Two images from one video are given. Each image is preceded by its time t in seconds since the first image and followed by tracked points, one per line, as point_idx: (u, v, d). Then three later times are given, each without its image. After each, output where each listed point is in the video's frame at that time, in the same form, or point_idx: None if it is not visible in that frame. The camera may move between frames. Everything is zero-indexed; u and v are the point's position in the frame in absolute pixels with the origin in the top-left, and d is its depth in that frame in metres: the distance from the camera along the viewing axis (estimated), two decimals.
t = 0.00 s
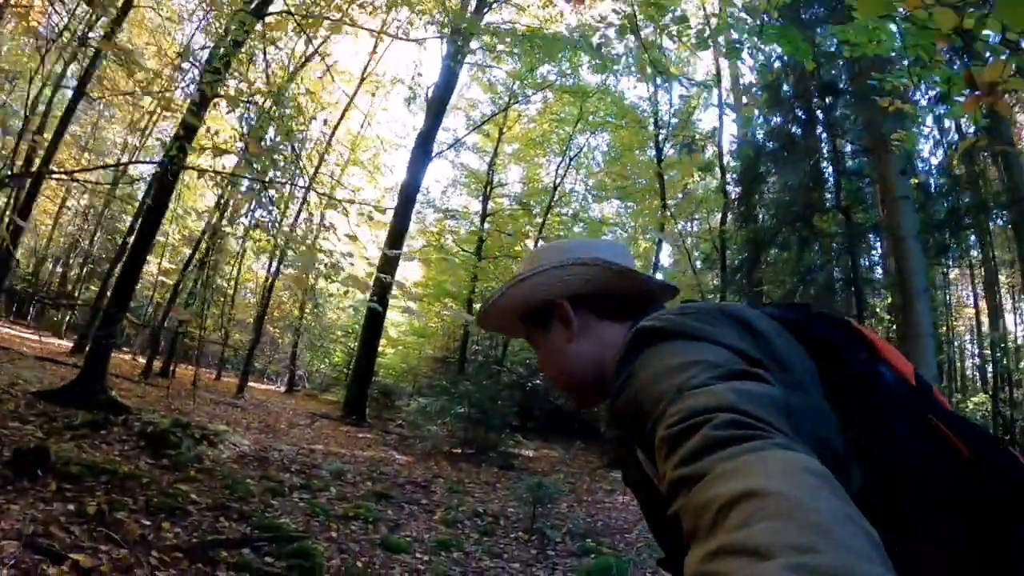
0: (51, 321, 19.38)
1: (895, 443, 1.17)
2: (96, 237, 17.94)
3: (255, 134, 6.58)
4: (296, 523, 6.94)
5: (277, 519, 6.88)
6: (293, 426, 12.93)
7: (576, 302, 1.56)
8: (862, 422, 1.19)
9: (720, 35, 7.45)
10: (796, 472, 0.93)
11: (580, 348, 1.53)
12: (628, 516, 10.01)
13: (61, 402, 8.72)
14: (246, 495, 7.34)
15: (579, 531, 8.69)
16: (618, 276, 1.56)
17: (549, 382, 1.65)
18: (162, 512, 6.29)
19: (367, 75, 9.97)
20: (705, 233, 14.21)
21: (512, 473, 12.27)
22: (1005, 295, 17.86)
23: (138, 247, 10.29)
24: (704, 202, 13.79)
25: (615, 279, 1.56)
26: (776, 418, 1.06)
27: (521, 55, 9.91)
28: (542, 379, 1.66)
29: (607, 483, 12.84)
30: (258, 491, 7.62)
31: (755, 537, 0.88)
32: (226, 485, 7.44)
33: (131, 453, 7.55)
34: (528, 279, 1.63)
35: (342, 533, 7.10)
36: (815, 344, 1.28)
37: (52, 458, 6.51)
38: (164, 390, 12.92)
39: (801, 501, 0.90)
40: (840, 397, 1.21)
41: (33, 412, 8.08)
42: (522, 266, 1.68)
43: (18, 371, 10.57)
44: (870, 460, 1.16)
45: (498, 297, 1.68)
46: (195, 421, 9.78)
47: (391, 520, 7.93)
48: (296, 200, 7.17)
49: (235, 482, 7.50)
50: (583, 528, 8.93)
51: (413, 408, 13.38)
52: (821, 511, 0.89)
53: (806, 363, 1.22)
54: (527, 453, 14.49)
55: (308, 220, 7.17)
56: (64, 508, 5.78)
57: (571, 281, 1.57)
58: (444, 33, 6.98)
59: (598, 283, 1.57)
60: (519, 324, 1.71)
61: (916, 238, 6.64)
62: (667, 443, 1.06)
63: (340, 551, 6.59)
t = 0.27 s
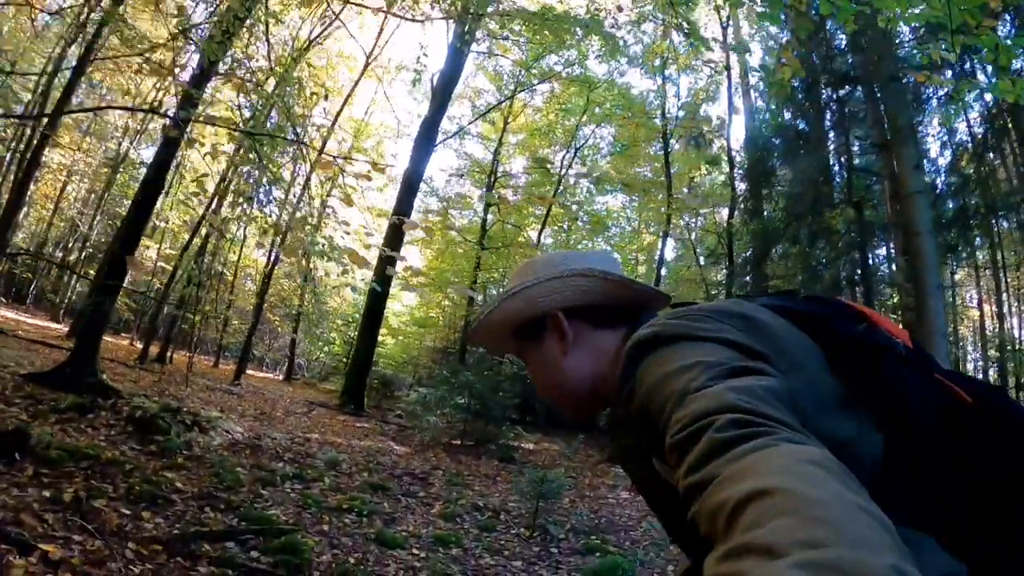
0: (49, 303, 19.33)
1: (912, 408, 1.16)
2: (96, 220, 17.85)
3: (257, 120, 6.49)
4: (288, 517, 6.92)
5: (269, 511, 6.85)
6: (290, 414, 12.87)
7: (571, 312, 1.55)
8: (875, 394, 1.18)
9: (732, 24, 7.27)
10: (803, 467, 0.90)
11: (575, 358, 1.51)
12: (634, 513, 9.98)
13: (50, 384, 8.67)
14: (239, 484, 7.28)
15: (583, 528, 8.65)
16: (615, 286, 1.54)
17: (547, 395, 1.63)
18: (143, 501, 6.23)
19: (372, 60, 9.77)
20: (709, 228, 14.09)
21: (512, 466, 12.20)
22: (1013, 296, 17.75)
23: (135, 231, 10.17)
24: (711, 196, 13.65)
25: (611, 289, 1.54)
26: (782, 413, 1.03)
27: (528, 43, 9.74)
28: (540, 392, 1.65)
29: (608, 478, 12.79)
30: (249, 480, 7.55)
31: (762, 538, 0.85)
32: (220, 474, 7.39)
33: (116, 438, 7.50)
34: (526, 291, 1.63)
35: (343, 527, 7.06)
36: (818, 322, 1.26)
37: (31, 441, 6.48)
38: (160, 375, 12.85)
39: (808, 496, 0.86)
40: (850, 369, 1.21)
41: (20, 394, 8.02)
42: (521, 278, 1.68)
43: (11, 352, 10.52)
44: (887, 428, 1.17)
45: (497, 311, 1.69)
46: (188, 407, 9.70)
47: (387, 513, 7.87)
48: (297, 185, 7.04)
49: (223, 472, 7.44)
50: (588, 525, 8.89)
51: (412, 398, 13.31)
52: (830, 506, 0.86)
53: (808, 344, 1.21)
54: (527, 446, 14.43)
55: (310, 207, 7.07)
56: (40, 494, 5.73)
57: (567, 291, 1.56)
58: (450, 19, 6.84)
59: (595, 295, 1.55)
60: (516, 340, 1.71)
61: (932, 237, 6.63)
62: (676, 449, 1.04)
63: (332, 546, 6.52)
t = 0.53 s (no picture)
0: (52, 290, 19.34)
1: (916, 402, 1.16)
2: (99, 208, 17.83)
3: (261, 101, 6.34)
4: (288, 509, 6.87)
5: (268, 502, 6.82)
6: (290, 405, 12.86)
7: (568, 315, 1.50)
8: (879, 388, 1.17)
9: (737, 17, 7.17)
10: (803, 469, 0.89)
11: (574, 363, 1.47)
12: (636, 509, 9.97)
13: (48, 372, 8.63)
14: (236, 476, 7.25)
15: (587, 524, 8.64)
16: (613, 287, 1.49)
17: (539, 398, 1.58)
18: (139, 492, 6.22)
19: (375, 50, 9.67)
20: (714, 224, 14.03)
21: (514, 460, 12.19)
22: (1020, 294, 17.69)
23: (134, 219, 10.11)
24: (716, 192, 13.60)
25: (610, 291, 1.49)
26: (783, 411, 1.03)
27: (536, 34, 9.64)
28: (532, 395, 1.60)
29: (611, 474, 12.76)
30: (247, 471, 7.54)
31: (760, 546, 0.84)
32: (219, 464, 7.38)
33: (113, 428, 7.50)
34: (518, 292, 1.55)
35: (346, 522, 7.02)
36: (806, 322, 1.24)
37: (25, 429, 6.46)
38: (159, 365, 12.85)
39: (806, 502, 0.85)
40: (848, 365, 1.19)
41: (16, 380, 7.98)
42: (513, 279, 1.61)
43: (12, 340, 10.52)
44: (895, 425, 1.16)
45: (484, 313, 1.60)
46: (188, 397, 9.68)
47: (389, 507, 7.84)
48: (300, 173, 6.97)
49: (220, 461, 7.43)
50: (591, 522, 8.87)
51: (414, 391, 13.28)
52: (829, 510, 0.85)
53: (798, 339, 1.18)
54: (529, 440, 14.41)
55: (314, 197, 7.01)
56: (33, 484, 5.73)
57: (564, 292, 1.49)
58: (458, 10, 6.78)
59: (593, 298, 1.49)
60: (503, 342, 1.64)
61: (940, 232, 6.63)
62: (679, 451, 1.04)
63: (333, 540, 6.46)
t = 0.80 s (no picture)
0: (56, 279, 19.24)
1: (881, 371, 1.30)
2: (104, 196, 17.74)
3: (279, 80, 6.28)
4: (302, 493, 6.63)
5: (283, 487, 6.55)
6: (298, 392, 12.84)
7: (533, 301, 1.57)
8: (843, 359, 1.32)
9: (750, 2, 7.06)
10: (772, 452, 0.95)
11: (538, 347, 1.54)
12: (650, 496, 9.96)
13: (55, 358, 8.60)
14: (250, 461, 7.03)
15: (603, 509, 8.64)
16: (575, 276, 1.59)
17: (506, 388, 1.64)
18: (151, 473, 5.89)
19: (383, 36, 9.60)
20: (723, 213, 13.96)
21: (524, 447, 12.18)
22: None
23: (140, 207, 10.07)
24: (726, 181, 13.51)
25: (571, 277, 1.58)
26: (750, 394, 1.09)
27: (549, 20, 9.56)
28: (499, 384, 1.66)
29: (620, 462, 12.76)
30: (260, 455, 7.35)
31: (728, 522, 0.89)
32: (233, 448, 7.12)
33: (123, 411, 7.24)
34: (486, 282, 1.65)
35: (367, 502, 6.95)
36: (776, 300, 1.38)
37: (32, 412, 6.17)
38: (166, 352, 12.82)
39: (773, 481, 0.91)
40: (813, 338, 1.33)
41: (24, 365, 7.92)
42: (479, 274, 1.70)
43: (18, 327, 10.44)
44: (862, 395, 1.30)
45: (455, 303, 1.69)
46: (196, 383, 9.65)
47: (405, 491, 7.81)
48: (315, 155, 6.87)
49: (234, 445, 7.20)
50: (606, 507, 8.87)
51: (422, 378, 13.26)
52: (796, 489, 0.89)
53: (767, 318, 1.31)
54: (537, 427, 14.40)
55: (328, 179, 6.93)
56: (41, 466, 5.40)
57: (530, 279, 1.58)
58: None
59: (552, 286, 1.57)
60: (473, 334, 1.73)
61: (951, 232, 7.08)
62: (654, 435, 1.10)
63: (351, 524, 6.22)
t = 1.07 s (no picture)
0: (64, 272, 19.22)
1: (826, 300, 1.26)
2: (111, 188, 17.70)
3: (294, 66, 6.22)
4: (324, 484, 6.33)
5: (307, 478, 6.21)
6: (309, 382, 12.77)
7: (473, 296, 1.51)
8: (791, 295, 1.28)
9: None
10: (750, 403, 0.87)
11: (485, 342, 1.48)
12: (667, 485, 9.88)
13: (64, 350, 8.47)
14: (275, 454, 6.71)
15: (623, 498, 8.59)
16: (510, 264, 1.50)
17: (463, 387, 1.60)
18: (171, 467, 5.51)
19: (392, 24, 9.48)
20: (733, 202, 13.86)
21: (537, 436, 12.12)
22: None
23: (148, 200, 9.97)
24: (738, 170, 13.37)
25: (505, 268, 1.50)
26: (715, 347, 1.02)
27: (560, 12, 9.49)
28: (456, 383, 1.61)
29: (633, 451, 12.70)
30: (278, 445, 7.04)
31: (707, 480, 0.82)
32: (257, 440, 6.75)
33: (137, 402, 6.88)
34: (425, 287, 1.59)
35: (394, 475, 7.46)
36: (720, 251, 1.34)
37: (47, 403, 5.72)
38: (177, 344, 12.74)
39: (749, 432, 0.83)
40: (758, 280, 1.29)
41: (34, 356, 7.76)
42: (419, 277, 1.63)
43: (28, 320, 10.35)
44: (816, 324, 1.27)
45: (401, 309, 1.64)
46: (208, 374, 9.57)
47: (426, 481, 7.73)
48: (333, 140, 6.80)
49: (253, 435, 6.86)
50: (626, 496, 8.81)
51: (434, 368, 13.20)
52: (777, 436, 0.82)
53: (706, 265, 1.29)
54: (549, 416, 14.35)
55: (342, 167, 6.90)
56: (58, 461, 4.98)
57: (464, 277, 1.51)
58: None
59: (489, 279, 1.51)
60: (421, 338, 1.67)
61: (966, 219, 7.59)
62: (624, 399, 1.03)
63: (375, 515, 5.99)
